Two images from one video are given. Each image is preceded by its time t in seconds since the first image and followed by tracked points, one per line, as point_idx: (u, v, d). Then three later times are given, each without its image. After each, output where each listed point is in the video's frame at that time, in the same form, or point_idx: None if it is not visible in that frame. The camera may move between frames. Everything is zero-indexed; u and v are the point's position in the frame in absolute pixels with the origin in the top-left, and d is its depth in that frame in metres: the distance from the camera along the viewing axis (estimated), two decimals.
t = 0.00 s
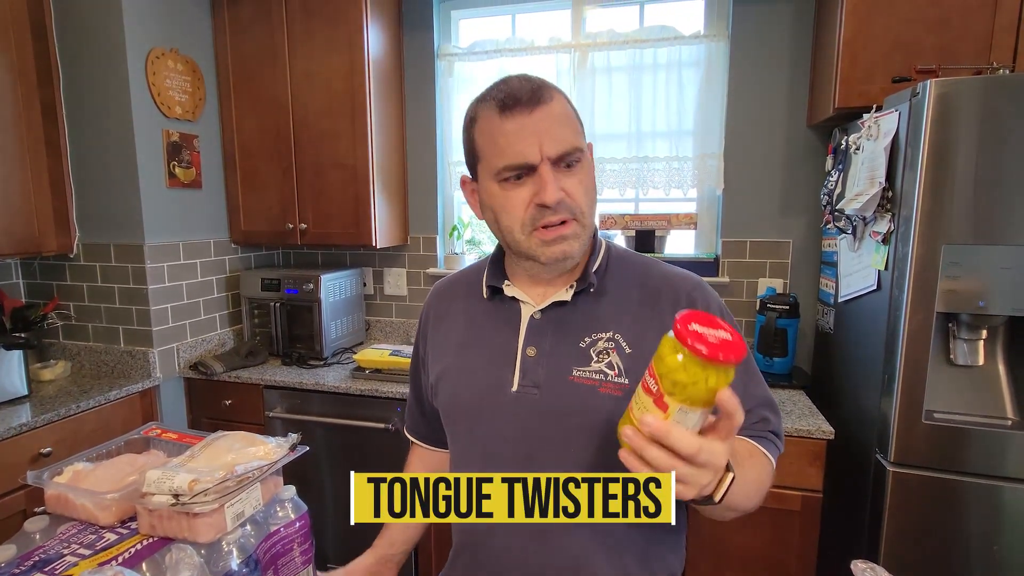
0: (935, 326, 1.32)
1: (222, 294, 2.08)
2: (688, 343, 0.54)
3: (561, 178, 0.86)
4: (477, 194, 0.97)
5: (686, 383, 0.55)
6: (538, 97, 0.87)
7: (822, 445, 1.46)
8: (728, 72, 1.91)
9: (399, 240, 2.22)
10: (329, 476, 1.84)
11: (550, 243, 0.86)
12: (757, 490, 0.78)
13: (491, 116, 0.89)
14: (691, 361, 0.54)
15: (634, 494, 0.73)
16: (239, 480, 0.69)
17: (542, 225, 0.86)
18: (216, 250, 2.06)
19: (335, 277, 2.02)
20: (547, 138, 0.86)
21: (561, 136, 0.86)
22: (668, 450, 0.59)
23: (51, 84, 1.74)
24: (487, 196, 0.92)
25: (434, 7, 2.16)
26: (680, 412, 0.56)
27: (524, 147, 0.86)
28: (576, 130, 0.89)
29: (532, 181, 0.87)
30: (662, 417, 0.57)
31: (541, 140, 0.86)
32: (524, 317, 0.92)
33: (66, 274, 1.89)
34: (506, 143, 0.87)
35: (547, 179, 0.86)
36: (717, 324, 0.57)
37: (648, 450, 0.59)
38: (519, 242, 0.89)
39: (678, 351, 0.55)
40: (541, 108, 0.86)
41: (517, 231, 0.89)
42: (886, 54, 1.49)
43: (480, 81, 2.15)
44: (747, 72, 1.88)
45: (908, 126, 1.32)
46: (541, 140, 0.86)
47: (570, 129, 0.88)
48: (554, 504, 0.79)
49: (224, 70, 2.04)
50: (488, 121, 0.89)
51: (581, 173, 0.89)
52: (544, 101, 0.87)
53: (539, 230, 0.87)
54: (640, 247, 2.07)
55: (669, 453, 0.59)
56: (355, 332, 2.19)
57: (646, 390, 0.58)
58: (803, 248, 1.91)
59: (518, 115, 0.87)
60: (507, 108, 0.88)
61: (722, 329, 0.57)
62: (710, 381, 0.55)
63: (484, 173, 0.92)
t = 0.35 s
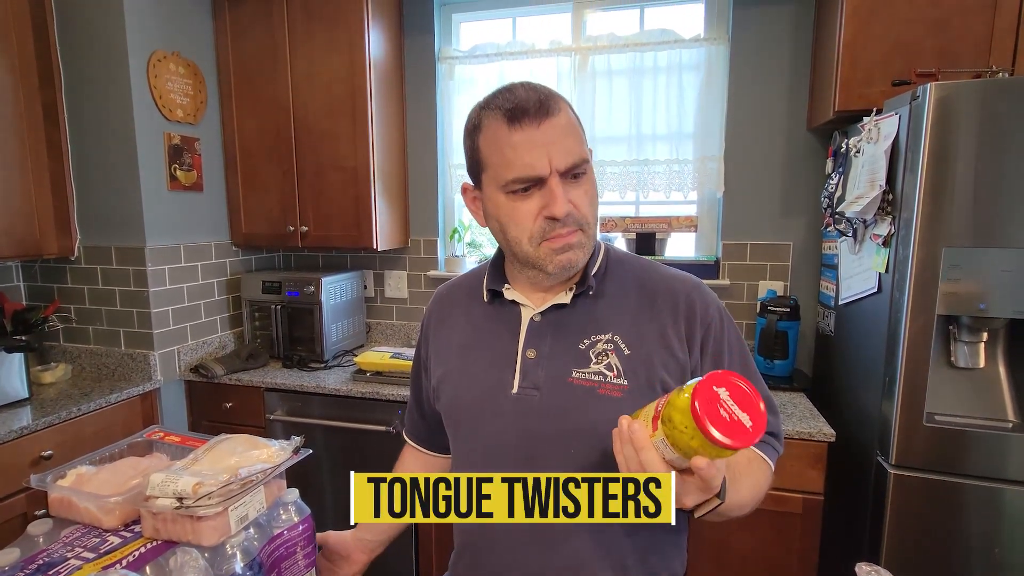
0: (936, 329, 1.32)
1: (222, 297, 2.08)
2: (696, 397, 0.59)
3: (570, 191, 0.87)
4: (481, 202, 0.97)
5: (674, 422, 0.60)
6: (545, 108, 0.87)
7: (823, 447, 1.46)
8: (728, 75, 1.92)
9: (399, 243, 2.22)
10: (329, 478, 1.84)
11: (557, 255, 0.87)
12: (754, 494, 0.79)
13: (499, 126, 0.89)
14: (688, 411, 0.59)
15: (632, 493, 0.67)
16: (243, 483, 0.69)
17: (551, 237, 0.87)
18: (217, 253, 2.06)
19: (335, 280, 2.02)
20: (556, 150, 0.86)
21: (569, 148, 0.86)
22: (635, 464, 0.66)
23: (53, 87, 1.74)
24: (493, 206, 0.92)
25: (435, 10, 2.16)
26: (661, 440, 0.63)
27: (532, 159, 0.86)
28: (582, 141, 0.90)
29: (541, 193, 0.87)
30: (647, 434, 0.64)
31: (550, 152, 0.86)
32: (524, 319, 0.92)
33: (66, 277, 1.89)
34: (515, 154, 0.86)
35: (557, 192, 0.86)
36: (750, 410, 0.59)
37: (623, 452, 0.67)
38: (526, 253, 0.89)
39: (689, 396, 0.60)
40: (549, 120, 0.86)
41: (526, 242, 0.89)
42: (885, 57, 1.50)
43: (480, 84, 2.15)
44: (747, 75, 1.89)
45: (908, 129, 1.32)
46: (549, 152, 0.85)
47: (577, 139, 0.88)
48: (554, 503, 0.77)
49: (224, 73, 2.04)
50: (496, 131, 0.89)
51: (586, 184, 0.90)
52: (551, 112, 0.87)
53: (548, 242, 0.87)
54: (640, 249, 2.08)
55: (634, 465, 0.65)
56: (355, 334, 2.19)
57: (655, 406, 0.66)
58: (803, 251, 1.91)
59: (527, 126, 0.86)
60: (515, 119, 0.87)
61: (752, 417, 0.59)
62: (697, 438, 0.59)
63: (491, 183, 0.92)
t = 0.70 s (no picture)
0: (937, 330, 1.32)
1: (222, 299, 2.08)
2: (700, 403, 0.59)
3: (575, 195, 0.86)
4: (486, 201, 0.97)
5: (677, 428, 0.60)
6: (553, 109, 0.87)
7: (824, 449, 1.46)
8: (728, 77, 1.92)
9: (400, 245, 2.22)
10: (329, 481, 1.84)
11: (560, 259, 0.86)
12: (755, 496, 0.79)
13: (506, 125, 0.89)
14: (692, 417, 0.59)
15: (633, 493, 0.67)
16: (242, 486, 0.69)
17: (553, 241, 0.86)
18: (217, 254, 2.06)
19: (335, 281, 2.02)
20: (562, 152, 0.85)
21: (576, 151, 0.86)
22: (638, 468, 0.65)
23: (53, 88, 1.74)
24: (498, 205, 0.92)
25: (435, 12, 2.16)
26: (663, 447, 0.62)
27: (538, 160, 0.85)
28: (590, 144, 0.89)
29: (545, 195, 0.86)
30: (649, 440, 0.64)
31: (556, 153, 0.85)
32: (524, 321, 0.92)
33: (66, 279, 1.89)
34: (521, 154, 0.86)
35: (561, 195, 0.85)
36: (754, 416, 0.59)
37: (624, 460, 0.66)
38: (528, 256, 0.89)
39: (692, 402, 0.60)
40: (556, 122, 0.86)
41: (529, 244, 0.88)
42: (886, 59, 1.49)
43: (481, 86, 2.15)
44: (747, 77, 1.89)
45: (908, 131, 1.32)
46: (555, 155, 0.85)
47: (584, 142, 0.87)
48: (555, 503, 0.77)
49: (224, 75, 2.04)
50: (502, 130, 0.88)
51: (592, 187, 0.89)
52: (559, 114, 0.87)
53: (550, 245, 0.87)
54: (640, 251, 2.07)
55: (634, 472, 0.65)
56: (355, 336, 2.18)
57: (658, 412, 0.66)
58: (804, 252, 1.91)
59: (534, 127, 0.86)
60: (523, 120, 0.87)
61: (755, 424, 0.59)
62: (700, 445, 0.59)
63: (496, 183, 0.91)
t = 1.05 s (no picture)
0: (937, 331, 1.31)
1: (221, 300, 2.08)
2: (713, 379, 0.56)
3: (546, 168, 0.88)
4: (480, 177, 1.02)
5: (702, 415, 0.57)
6: (541, 87, 0.90)
7: (824, 450, 1.45)
8: (728, 78, 1.92)
9: (399, 246, 2.22)
10: (327, 482, 1.83)
11: (525, 230, 0.88)
12: (751, 497, 0.79)
13: (497, 100, 0.94)
14: (713, 397, 0.56)
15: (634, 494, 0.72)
16: (238, 487, 0.69)
17: (520, 210, 0.89)
18: (215, 256, 2.05)
19: (335, 282, 2.02)
20: (537, 123, 0.88)
21: (552, 125, 0.88)
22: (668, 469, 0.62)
23: (51, 90, 1.74)
24: (482, 176, 0.97)
25: (434, 14, 2.16)
26: (691, 437, 0.59)
27: (514, 131, 0.89)
28: (579, 125, 0.90)
29: (517, 164, 0.90)
30: (670, 439, 0.60)
31: (530, 125, 0.89)
32: (525, 322, 0.91)
33: (64, 280, 1.88)
34: (499, 123, 0.91)
35: (530, 164, 0.88)
36: (750, 365, 0.58)
37: (653, 466, 0.62)
38: (500, 223, 0.92)
39: (700, 381, 0.57)
40: (539, 97, 0.89)
41: (500, 212, 0.92)
42: (885, 59, 1.49)
43: (480, 87, 2.15)
44: (746, 78, 1.89)
45: (907, 132, 1.32)
46: (531, 126, 0.89)
47: (567, 121, 0.89)
48: (555, 504, 0.79)
49: (223, 76, 2.04)
50: (492, 104, 0.94)
51: (573, 166, 0.90)
52: (546, 91, 0.90)
53: (518, 215, 0.89)
54: (640, 252, 2.07)
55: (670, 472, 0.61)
56: (354, 338, 2.18)
57: (661, 406, 0.61)
58: (803, 253, 1.91)
59: (516, 101, 0.90)
60: (510, 94, 0.91)
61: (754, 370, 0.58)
62: (726, 417, 0.57)
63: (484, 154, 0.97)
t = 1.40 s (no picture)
0: (935, 333, 1.31)
1: (220, 301, 2.08)
2: (745, 381, 0.57)
3: (562, 167, 0.89)
4: (489, 176, 1.01)
5: (731, 416, 0.58)
6: (560, 88, 0.91)
7: (822, 452, 1.45)
8: (727, 80, 1.92)
9: (399, 247, 2.22)
10: (326, 483, 1.83)
11: (537, 227, 0.88)
12: (742, 496, 0.78)
13: (513, 97, 0.94)
14: (745, 397, 0.57)
15: (633, 494, 0.76)
16: (237, 490, 0.69)
17: (534, 207, 0.89)
18: (214, 257, 2.06)
19: (335, 284, 2.03)
20: (555, 122, 0.89)
21: (570, 124, 0.89)
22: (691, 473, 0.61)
23: (50, 91, 1.74)
24: (493, 173, 0.96)
25: (434, 15, 2.16)
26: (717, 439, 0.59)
27: (531, 127, 0.90)
28: (594, 127, 0.91)
29: (533, 161, 0.90)
30: (694, 441, 0.60)
31: (548, 123, 0.89)
32: (528, 323, 0.91)
33: (63, 281, 1.88)
34: (515, 119, 0.91)
35: (546, 162, 0.89)
36: (770, 366, 0.60)
37: (673, 469, 0.62)
38: (510, 220, 0.92)
39: (730, 381, 0.58)
40: (557, 97, 0.90)
41: (512, 209, 0.91)
42: (884, 61, 1.50)
43: (480, 88, 2.15)
44: (745, 80, 1.89)
45: (905, 133, 1.32)
46: (548, 123, 0.89)
47: (583, 121, 0.90)
48: (555, 503, 0.80)
49: (223, 77, 2.04)
50: (509, 101, 0.94)
51: (587, 167, 0.90)
52: (563, 91, 0.91)
53: (531, 213, 0.89)
54: (639, 254, 2.08)
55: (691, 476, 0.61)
56: (353, 339, 2.18)
57: (682, 408, 0.61)
58: (802, 255, 1.91)
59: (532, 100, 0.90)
60: (528, 92, 0.92)
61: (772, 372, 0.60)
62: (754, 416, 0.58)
63: (496, 151, 0.96)
